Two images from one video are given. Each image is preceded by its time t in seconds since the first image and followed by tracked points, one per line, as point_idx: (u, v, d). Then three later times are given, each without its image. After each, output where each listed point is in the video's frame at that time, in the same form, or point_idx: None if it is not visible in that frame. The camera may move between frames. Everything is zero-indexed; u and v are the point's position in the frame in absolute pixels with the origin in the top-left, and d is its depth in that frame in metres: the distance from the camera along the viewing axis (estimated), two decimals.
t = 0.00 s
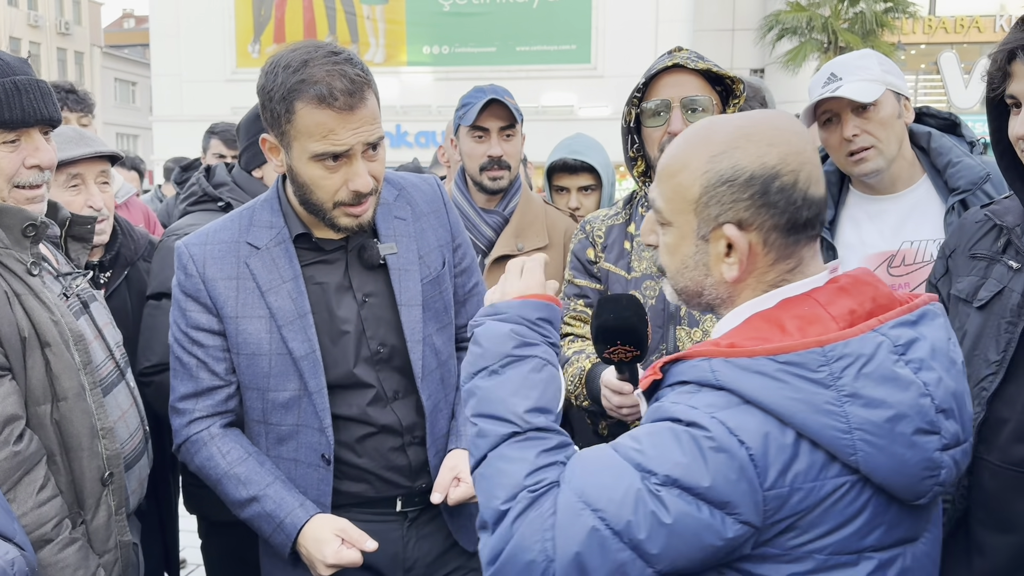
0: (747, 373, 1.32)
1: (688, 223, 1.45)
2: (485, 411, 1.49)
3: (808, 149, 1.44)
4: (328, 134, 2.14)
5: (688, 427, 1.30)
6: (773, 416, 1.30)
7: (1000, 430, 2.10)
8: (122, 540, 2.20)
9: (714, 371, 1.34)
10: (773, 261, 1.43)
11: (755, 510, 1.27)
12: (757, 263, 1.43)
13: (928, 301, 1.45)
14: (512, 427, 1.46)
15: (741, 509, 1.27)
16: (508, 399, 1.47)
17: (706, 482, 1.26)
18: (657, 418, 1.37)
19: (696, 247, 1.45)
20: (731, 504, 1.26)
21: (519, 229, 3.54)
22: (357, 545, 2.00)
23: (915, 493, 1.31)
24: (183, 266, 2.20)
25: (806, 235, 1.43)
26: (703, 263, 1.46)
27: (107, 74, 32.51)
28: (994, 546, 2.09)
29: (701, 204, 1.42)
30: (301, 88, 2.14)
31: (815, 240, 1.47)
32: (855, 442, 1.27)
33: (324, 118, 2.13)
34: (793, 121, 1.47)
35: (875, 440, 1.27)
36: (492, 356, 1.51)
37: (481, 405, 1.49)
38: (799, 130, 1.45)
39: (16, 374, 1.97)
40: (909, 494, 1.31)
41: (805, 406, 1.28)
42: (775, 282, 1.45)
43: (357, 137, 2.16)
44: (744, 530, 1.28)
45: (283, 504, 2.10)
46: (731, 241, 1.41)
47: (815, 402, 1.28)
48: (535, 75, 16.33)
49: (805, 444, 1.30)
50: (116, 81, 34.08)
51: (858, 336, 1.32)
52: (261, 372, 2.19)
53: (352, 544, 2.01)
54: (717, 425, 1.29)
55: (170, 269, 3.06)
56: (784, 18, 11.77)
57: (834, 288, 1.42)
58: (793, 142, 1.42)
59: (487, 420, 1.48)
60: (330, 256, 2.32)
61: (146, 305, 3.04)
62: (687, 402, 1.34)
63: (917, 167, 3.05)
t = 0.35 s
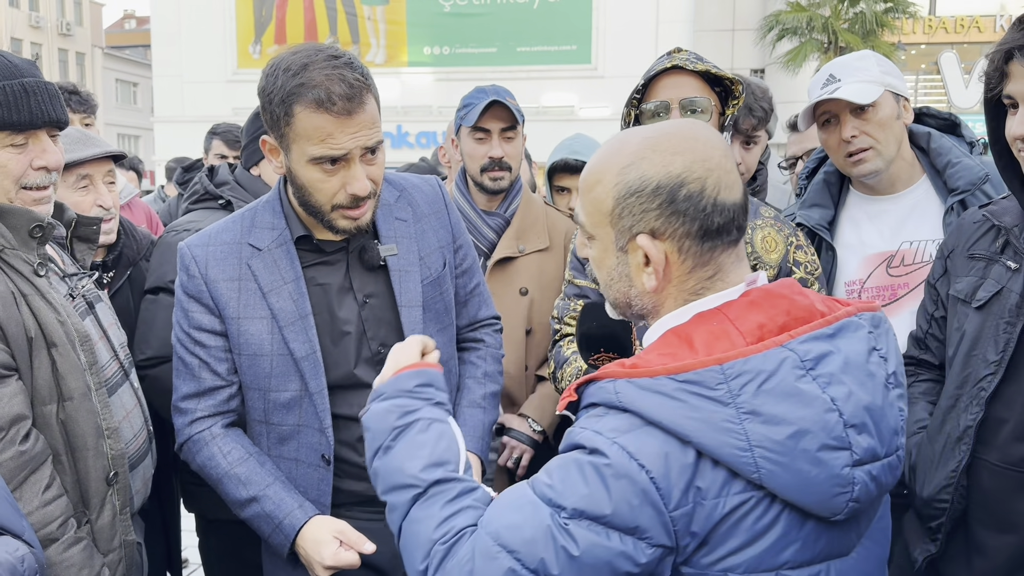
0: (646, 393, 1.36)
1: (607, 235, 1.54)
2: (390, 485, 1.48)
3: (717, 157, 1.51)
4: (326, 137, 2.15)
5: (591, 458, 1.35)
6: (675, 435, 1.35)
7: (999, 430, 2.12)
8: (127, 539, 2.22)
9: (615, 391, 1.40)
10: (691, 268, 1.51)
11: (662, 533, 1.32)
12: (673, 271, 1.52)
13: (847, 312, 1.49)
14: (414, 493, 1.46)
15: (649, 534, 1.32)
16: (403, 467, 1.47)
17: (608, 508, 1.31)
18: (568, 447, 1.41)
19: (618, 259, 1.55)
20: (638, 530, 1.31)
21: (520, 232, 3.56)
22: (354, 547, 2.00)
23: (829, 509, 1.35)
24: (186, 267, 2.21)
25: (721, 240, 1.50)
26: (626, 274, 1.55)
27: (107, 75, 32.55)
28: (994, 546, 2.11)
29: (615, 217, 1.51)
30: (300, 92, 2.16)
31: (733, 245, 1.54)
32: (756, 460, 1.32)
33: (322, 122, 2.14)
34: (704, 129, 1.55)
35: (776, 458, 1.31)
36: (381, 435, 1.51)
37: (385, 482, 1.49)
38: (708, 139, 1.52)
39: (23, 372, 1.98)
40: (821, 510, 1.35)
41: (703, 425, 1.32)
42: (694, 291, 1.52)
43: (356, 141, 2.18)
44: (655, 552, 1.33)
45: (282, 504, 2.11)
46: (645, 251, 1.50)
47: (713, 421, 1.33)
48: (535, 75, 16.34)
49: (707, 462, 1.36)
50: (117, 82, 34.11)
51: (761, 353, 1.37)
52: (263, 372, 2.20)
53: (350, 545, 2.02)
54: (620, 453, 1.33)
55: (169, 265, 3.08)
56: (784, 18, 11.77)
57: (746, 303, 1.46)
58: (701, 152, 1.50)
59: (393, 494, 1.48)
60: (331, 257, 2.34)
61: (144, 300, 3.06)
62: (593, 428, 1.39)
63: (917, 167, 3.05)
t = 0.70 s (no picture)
0: (615, 390, 1.39)
1: (573, 239, 1.58)
2: (380, 508, 1.52)
3: (675, 159, 1.56)
4: (321, 139, 2.17)
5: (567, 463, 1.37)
6: (645, 431, 1.37)
7: (993, 430, 2.14)
8: (129, 537, 2.24)
9: (585, 391, 1.43)
10: (655, 268, 1.54)
11: (644, 529, 1.34)
12: (638, 271, 1.55)
13: (810, 307, 1.53)
14: (404, 516, 1.50)
15: (630, 532, 1.34)
16: (393, 489, 1.51)
17: (588, 510, 1.33)
18: (544, 454, 1.44)
19: (584, 261, 1.59)
20: (621, 530, 1.33)
21: (519, 233, 3.58)
22: (351, 548, 2.01)
23: (801, 497, 1.37)
24: (184, 267, 2.23)
25: (683, 240, 1.54)
26: (593, 276, 1.59)
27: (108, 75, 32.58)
28: (987, 544, 2.13)
29: (579, 220, 1.56)
30: (295, 93, 2.17)
31: (696, 245, 1.58)
32: (724, 450, 1.35)
33: (317, 124, 2.16)
34: (664, 134, 1.60)
35: (745, 447, 1.34)
36: (367, 458, 1.55)
37: (375, 506, 1.53)
38: (666, 142, 1.58)
39: (26, 372, 2.00)
40: (794, 499, 1.37)
41: (670, 419, 1.35)
42: (660, 290, 1.56)
43: (350, 143, 2.20)
44: (642, 549, 1.34)
45: (280, 505, 2.13)
46: (608, 253, 1.54)
47: (681, 414, 1.36)
48: (536, 75, 16.36)
49: (677, 454, 1.39)
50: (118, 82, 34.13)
51: (724, 345, 1.41)
52: (259, 372, 2.22)
53: (348, 545, 2.03)
54: (593, 454, 1.36)
55: (168, 265, 3.11)
56: (784, 18, 11.77)
57: (711, 298, 1.50)
58: (659, 155, 1.55)
59: (384, 519, 1.52)
60: (328, 258, 2.36)
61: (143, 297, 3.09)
62: (566, 431, 1.41)
63: (913, 167, 3.06)
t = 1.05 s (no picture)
0: (604, 392, 1.41)
1: (570, 225, 1.62)
2: (390, 560, 1.51)
3: (674, 158, 1.55)
4: (314, 139, 2.19)
5: (563, 471, 1.38)
6: (635, 433, 1.39)
7: (989, 429, 2.15)
8: (129, 537, 2.25)
9: (575, 393, 1.44)
10: (641, 263, 1.55)
11: (645, 531, 1.36)
12: (626, 264, 1.57)
13: (803, 311, 1.54)
14: (413, 562, 1.48)
15: (632, 535, 1.35)
16: (398, 538, 1.50)
17: (589, 517, 1.34)
18: (538, 461, 1.45)
19: (578, 248, 1.62)
20: (624, 533, 1.35)
21: (518, 233, 3.58)
22: (348, 548, 2.02)
23: (788, 501, 1.38)
24: (180, 271, 2.24)
25: (672, 239, 1.54)
26: (585, 264, 1.62)
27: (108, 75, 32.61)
28: (981, 543, 2.15)
29: (574, 206, 1.59)
30: (289, 93, 2.19)
31: (690, 246, 1.56)
32: (710, 451, 1.36)
33: (310, 124, 2.17)
34: (674, 133, 1.60)
35: (730, 450, 1.36)
36: (372, 515, 1.55)
37: (386, 560, 1.51)
38: (669, 140, 1.57)
39: (27, 373, 2.02)
40: (780, 503, 1.39)
41: (657, 419, 1.37)
42: (648, 286, 1.57)
43: (344, 143, 2.21)
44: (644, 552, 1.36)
45: (278, 506, 2.14)
46: (596, 243, 1.56)
47: (667, 414, 1.37)
48: (536, 75, 16.36)
49: (665, 455, 1.40)
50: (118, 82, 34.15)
51: (713, 348, 1.42)
52: (256, 373, 2.23)
53: (345, 546, 2.04)
54: (586, 459, 1.37)
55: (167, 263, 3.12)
56: (785, 17, 11.76)
57: (700, 300, 1.51)
58: (657, 152, 1.55)
59: (396, 569, 1.50)
60: (324, 258, 2.37)
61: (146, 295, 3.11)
62: (558, 437, 1.43)
63: (911, 166, 3.07)
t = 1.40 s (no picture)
0: (590, 386, 1.41)
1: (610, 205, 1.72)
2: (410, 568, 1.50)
3: (651, 162, 1.52)
4: (315, 138, 2.16)
5: (549, 466, 1.40)
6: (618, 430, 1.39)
7: (998, 429, 2.12)
8: (131, 538, 2.24)
9: (565, 386, 1.46)
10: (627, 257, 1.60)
11: (631, 526, 1.36)
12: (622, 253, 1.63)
13: (813, 319, 1.49)
14: (430, 568, 1.47)
15: (618, 529, 1.35)
16: (417, 544, 1.49)
17: (574, 512, 1.36)
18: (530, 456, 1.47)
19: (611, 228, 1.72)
20: (610, 527, 1.35)
21: (523, 231, 3.56)
22: (350, 552, 2.00)
23: (770, 511, 1.35)
24: (178, 270, 2.22)
25: (641, 240, 1.53)
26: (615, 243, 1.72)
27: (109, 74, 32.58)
28: (990, 544, 2.13)
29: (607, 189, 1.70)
30: (289, 92, 2.17)
31: (667, 251, 1.52)
32: (688, 454, 1.34)
33: (310, 123, 2.15)
34: (677, 133, 1.53)
35: (708, 454, 1.34)
36: (393, 527, 1.54)
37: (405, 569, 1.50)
38: (658, 141, 1.52)
39: (27, 373, 2.00)
40: (763, 512, 1.35)
41: (640, 418, 1.36)
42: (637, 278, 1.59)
43: (345, 141, 2.19)
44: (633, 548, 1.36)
45: (279, 508, 2.12)
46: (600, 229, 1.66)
47: (650, 414, 1.36)
48: (537, 73, 16.33)
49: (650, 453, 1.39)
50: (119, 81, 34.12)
51: (705, 350, 1.40)
52: (257, 373, 2.21)
53: (346, 550, 2.02)
54: (571, 453, 1.39)
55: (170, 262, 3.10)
56: (784, 15, 11.71)
57: (701, 300, 1.48)
58: (639, 153, 1.54)
59: None
60: (325, 258, 2.35)
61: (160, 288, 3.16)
62: (547, 432, 1.44)
63: (920, 164, 3.05)
